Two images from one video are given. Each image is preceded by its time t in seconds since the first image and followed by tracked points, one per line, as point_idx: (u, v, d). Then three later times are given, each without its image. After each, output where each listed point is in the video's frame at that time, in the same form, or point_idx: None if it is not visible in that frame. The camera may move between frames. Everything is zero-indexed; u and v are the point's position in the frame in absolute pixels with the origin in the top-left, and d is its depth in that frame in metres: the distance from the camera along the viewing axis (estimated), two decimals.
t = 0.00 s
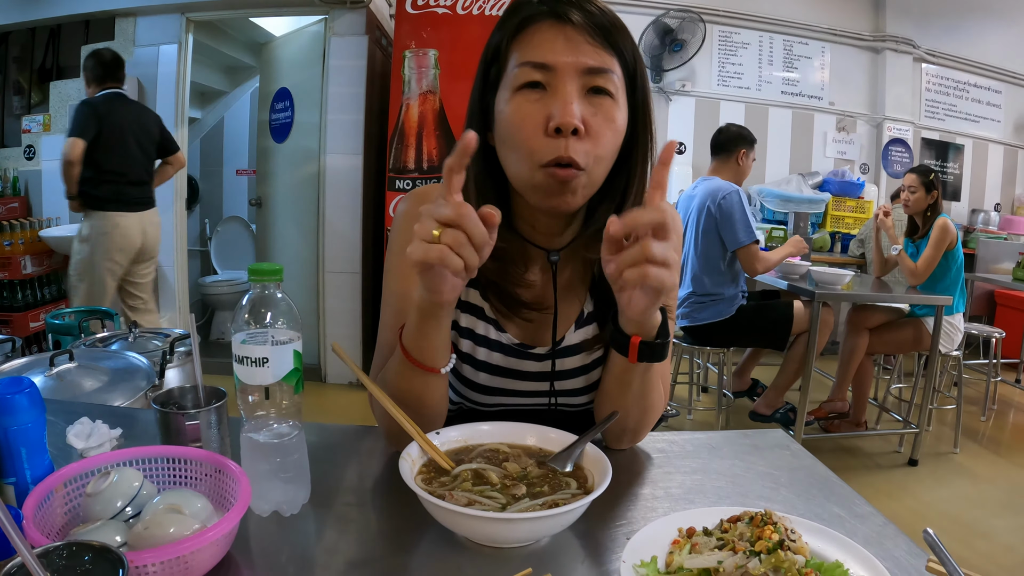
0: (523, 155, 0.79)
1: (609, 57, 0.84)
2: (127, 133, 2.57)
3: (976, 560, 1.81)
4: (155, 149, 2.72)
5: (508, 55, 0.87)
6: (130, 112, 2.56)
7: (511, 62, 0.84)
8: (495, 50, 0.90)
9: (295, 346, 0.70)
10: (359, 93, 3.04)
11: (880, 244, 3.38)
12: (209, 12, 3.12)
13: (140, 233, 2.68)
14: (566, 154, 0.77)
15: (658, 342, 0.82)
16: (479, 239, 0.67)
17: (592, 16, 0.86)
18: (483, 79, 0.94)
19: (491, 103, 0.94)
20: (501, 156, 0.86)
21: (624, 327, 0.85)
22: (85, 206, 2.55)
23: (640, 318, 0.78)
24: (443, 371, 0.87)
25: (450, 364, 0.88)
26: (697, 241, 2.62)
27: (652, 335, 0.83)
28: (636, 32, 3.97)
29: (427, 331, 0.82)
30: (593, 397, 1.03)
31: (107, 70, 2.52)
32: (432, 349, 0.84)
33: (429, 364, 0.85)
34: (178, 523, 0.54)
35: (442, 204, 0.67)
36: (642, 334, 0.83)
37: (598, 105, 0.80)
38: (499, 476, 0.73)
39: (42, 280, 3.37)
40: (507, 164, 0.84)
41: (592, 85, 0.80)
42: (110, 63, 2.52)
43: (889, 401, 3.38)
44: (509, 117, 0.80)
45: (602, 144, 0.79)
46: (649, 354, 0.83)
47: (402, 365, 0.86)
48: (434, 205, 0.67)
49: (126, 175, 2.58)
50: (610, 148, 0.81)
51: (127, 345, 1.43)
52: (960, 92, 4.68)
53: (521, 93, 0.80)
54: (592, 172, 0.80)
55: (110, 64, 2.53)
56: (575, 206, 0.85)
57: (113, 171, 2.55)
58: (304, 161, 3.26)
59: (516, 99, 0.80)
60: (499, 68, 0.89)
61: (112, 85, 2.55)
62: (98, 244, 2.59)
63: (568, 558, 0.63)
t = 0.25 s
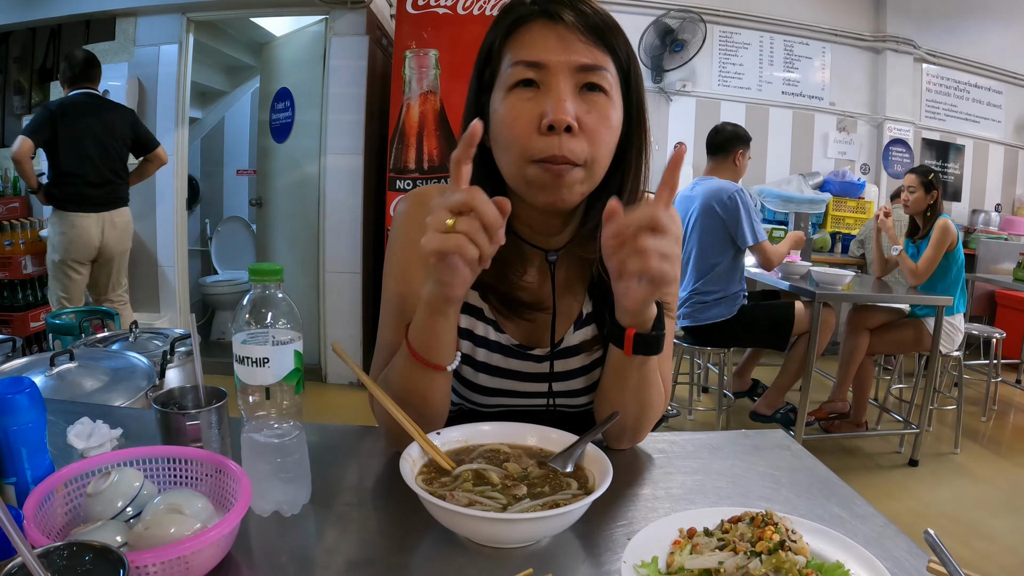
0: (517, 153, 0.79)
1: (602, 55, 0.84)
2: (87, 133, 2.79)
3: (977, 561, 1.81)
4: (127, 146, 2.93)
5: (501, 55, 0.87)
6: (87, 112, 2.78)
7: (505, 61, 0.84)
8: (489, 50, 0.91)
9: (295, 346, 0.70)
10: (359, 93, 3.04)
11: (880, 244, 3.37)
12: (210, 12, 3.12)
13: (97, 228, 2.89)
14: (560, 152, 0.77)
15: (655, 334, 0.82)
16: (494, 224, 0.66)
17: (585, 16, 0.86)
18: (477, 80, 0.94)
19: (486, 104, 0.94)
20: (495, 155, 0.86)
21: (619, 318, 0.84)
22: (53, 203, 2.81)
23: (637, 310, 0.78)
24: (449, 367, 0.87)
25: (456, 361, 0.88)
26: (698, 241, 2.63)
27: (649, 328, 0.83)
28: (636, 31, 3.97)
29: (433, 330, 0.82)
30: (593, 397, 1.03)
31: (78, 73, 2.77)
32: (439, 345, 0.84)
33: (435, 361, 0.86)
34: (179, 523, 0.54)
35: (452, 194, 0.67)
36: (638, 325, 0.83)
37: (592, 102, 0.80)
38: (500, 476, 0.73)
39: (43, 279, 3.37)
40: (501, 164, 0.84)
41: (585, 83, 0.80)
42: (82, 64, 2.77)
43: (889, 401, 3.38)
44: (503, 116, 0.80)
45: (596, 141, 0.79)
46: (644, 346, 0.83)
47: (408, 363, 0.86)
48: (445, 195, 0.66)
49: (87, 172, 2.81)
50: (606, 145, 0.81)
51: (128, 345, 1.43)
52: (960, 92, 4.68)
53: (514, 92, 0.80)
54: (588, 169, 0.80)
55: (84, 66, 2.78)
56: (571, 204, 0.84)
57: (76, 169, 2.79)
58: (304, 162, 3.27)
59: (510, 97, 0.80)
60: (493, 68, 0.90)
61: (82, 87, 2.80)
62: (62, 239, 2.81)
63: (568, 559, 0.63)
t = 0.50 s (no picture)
0: (514, 156, 0.79)
1: (598, 57, 0.84)
2: (71, 132, 2.82)
3: (976, 561, 1.82)
4: (112, 145, 2.94)
5: (498, 58, 0.88)
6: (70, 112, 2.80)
7: (502, 65, 0.84)
8: (485, 52, 0.91)
9: (297, 348, 0.71)
10: (359, 94, 3.04)
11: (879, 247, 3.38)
12: (211, 13, 3.12)
13: (81, 227, 2.90)
14: (558, 154, 0.77)
15: (655, 346, 0.82)
16: (513, 264, 0.65)
17: (581, 19, 0.86)
18: (474, 83, 0.94)
19: (483, 107, 0.94)
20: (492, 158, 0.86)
21: (619, 329, 0.84)
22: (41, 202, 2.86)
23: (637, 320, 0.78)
24: (454, 376, 0.87)
25: (460, 369, 0.88)
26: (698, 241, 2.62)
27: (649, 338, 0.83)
28: (636, 33, 3.97)
29: (442, 338, 0.81)
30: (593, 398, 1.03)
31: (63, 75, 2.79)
32: (444, 353, 0.84)
33: (440, 368, 0.85)
34: (180, 524, 0.54)
35: (473, 222, 0.66)
36: (637, 336, 0.82)
37: (588, 103, 0.80)
38: (501, 477, 0.73)
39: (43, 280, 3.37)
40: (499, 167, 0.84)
41: (581, 84, 0.81)
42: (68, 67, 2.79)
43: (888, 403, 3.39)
44: (499, 119, 0.80)
45: (593, 143, 0.79)
46: (643, 357, 0.82)
47: (412, 368, 0.86)
48: (466, 224, 0.65)
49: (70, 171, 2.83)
50: (603, 146, 0.81)
51: (129, 345, 1.43)
52: (960, 93, 4.68)
53: (511, 94, 0.81)
54: (585, 171, 0.80)
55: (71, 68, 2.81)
56: (569, 207, 0.84)
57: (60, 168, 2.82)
58: (304, 163, 3.27)
59: (506, 100, 0.80)
60: (490, 71, 0.90)
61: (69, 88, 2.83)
62: (48, 238, 2.85)
63: (568, 559, 0.63)
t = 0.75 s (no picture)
0: (516, 155, 0.79)
1: (599, 56, 0.84)
2: (68, 137, 2.83)
3: (977, 562, 1.82)
4: (108, 152, 2.93)
5: (498, 58, 0.88)
6: (69, 117, 2.81)
7: (502, 65, 0.84)
8: (485, 53, 0.91)
9: (298, 348, 0.71)
10: (359, 94, 3.04)
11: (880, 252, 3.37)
12: (211, 13, 3.12)
13: (74, 229, 2.88)
14: (559, 153, 0.77)
15: (655, 347, 0.82)
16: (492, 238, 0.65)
17: (582, 18, 0.86)
18: (475, 83, 0.94)
19: (483, 107, 0.94)
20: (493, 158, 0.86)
21: (619, 330, 0.84)
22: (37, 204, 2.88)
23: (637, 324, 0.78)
24: (451, 377, 0.87)
25: (457, 370, 0.88)
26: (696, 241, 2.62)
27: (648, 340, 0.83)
28: (636, 33, 3.97)
29: (439, 338, 0.82)
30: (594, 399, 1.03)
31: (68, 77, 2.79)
32: (441, 354, 0.84)
33: (436, 370, 0.86)
34: (181, 524, 0.54)
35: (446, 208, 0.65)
36: (636, 338, 0.83)
37: (590, 103, 0.80)
38: (501, 477, 0.73)
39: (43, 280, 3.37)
40: (500, 167, 0.84)
41: (582, 84, 0.81)
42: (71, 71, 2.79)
43: (889, 403, 3.39)
44: (500, 119, 0.80)
45: (594, 142, 0.79)
46: (641, 357, 0.83)
47: (411, 369, 0.86)
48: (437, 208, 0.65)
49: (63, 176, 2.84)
50: (604, 145, 0.81)
51: (129, 345, 1.43)
52: (960, 94, 4.68)
53: (512, 94, 0.81)
54: (587, 169, 0.80)
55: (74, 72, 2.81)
56: (570, 206, 0.84)
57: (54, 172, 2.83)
58: (304, 163, 3.27)
59: (507, 100, 0.80)
60: (490, 72, 0.90)
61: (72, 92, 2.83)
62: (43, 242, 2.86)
63: (569, 559, 0.63)
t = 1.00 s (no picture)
0: (515, 155, 0.79)
1: (597, 56, 0.84)
2: (62, 139, 2.83)
3: (977, 562, 1.82)
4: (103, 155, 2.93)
5: (497, 58, 0.88)
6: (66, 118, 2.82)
7: (501, 65, 0.85)
8: (484, 54, 0.91)
9: (298, 349, 0.71)
10: (359, 94, 3.04)
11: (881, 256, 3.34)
12: (212, 14, 3.12)
13: (66, 231, 2.88)
14: (558, 152, 0.77)
15: (659, 343, 0.82)
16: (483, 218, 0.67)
17: (580, 19, 0.86)
18: (474, 84, 0.94)
19: (482, 108, 0.94)
20: (493, 158, 0.86)
21: (623, 327, 0.84)
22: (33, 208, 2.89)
23: (643, 321, 0.77)
24: (445, 376, 0.88)
25: (452, 370, 0.88)
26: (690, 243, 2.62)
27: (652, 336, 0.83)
28: (636, 34, 3.97)
29: (434, 337, 0.82)
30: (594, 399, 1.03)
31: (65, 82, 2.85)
32: (436, 353, 0.84)
33: (430, 369, 0.86)
34: (181, 525, 0.54)
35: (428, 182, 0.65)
36: (639, 334, 0.83)
37: (589, 102, 0.80)
38: (501, 477, 0.73)
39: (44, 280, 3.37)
40: (499, 166, 0.84)
41: (581, 83, 0.81)
42: (70, 75, 2.85)
43: (888, 403, 3.39)
44: (500, 119, 0.80)
45: (594, 141, 0.79)
46: (645, 355, 0.83)
47: (409, 369, 0.86)
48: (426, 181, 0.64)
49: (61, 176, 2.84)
50: (603, 145, 0.81)
51: (129, 346, 1.43)
52: (960, 94, 4.68)
53: (511, 94, 0.81)
54: (587, 168, 0.80)
55: (74, 77, 2.86)
56: (570, 205, 0.84)
57: (51, 174, 2.84)
58: (305, 164, 3.27)
59: (507, 100, 0.81)
60: (489, 73, 0.90)
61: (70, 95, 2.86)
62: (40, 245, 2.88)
63: (569, 559, 0.63)
